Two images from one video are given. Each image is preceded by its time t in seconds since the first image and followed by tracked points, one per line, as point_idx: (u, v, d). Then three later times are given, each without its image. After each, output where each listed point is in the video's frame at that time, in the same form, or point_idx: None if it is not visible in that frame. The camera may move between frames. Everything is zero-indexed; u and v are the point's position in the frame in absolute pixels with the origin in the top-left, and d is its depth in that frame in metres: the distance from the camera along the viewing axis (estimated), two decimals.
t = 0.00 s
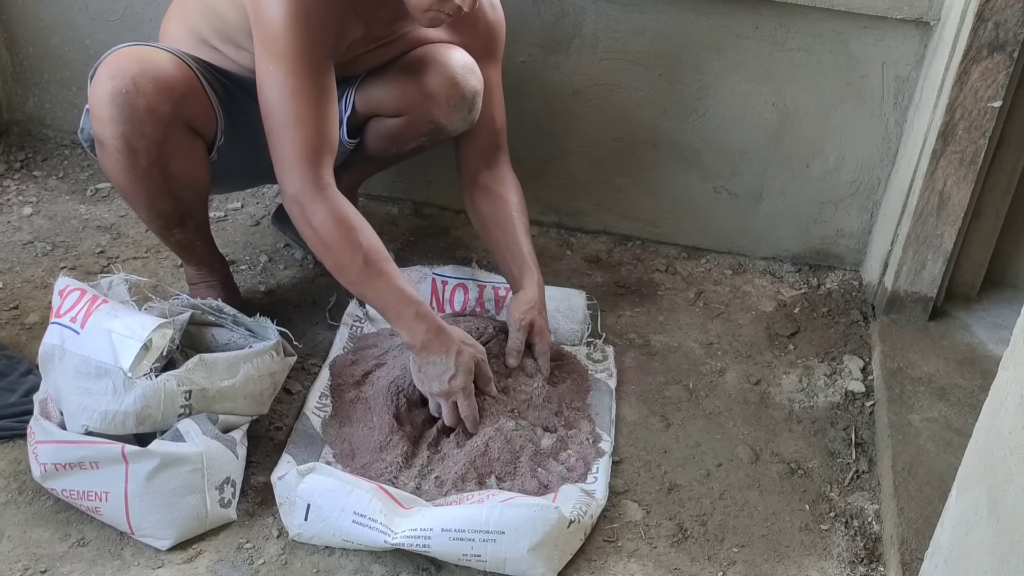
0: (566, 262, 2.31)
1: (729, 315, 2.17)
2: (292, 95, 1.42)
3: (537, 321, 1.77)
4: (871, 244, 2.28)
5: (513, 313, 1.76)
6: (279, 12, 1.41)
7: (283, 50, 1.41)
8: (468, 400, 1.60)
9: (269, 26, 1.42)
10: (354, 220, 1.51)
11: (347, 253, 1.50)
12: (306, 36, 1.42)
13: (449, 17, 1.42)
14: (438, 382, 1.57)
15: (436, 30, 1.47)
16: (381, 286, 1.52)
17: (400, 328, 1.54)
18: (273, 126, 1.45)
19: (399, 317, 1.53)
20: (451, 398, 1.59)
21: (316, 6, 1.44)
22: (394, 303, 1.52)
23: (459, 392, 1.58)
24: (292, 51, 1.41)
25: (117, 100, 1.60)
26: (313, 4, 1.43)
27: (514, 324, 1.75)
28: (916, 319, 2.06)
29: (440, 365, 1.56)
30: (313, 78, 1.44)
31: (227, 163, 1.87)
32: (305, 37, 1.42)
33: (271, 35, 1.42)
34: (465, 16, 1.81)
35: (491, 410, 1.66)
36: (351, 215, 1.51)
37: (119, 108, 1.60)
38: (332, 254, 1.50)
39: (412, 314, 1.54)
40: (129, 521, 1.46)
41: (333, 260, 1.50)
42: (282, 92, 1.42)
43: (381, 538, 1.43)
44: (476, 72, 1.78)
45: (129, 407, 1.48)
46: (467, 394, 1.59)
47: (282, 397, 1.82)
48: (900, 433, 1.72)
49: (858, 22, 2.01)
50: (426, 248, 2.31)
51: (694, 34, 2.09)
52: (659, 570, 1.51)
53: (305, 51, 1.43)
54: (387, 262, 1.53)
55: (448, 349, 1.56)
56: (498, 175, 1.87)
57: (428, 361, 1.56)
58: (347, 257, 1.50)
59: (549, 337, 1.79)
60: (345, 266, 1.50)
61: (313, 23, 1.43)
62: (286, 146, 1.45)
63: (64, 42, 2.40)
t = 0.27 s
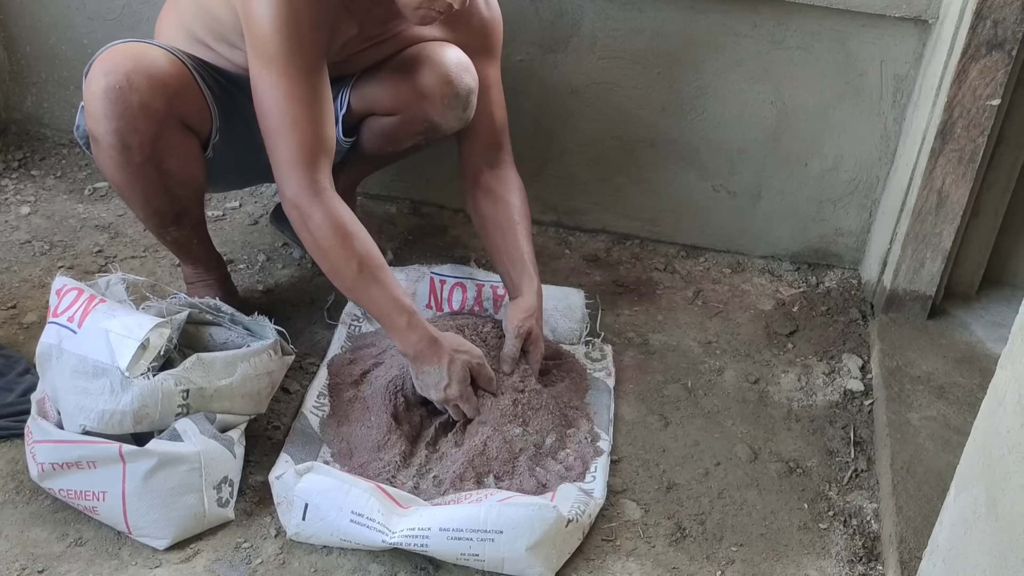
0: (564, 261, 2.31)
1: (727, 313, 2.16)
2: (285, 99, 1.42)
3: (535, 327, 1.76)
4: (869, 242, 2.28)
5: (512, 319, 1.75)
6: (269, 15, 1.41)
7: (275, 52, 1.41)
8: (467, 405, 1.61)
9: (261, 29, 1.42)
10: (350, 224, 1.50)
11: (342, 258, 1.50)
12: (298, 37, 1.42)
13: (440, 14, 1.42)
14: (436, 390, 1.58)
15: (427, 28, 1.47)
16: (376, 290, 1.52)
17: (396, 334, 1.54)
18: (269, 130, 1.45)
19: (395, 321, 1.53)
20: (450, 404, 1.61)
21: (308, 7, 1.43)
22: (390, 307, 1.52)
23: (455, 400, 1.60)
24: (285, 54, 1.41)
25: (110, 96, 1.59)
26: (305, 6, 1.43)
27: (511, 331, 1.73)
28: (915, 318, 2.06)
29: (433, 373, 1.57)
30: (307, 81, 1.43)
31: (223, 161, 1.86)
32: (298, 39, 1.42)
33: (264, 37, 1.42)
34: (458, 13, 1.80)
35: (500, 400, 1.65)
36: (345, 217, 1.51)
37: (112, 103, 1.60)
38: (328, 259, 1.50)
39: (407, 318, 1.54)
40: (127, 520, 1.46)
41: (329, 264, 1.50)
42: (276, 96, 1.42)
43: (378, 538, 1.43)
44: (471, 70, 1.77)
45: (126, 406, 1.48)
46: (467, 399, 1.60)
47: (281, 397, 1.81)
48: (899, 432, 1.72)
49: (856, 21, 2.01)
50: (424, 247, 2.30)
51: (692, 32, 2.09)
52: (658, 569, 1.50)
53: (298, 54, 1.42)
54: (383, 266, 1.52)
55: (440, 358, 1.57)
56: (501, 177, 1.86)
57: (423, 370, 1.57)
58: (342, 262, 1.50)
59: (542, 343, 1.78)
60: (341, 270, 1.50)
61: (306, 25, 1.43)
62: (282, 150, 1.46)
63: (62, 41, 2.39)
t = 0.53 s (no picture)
0: (563, 260, 2.31)
1: (726, 312, 2.16)
2: (274, 101, 1.42)
3: (532, 320, 1.73)
4: (868, 241, 2.28)
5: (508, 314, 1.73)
6: (263, 17, 1.41)
7: (266, 55, 1.41)
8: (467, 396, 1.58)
9: (253, 31, 1.42)
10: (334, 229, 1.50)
11: (325, 261, 1.48)
12: (290, 40, 1.42)
13: (438, 19, 1.42)
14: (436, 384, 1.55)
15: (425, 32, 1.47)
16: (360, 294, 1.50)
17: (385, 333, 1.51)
18: (256, 131, 1.45)
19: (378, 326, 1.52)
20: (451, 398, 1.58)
21: (303, 12, 1.43)
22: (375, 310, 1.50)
23: (457, 391, 1.57)
24: (276, 57, 1.41)
25: (112, 96, 1.59)
26: (299, 9, 1.43)
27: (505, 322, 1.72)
28: (914, 316, 2.06)
29: (432, 367, 1.54)
30: (296, 84, 1.43)
31: (222, 161, 1.86)
32: (289, 43, 1.42)
33: (255, 40, 1.42)
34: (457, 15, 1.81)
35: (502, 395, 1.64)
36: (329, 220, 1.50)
37: (114, 104, 1.60)
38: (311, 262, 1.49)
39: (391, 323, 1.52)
40: (126, 521, 1.46)
41: (312, 267, 1.49)
42: (265, 97, 1.42)
43: (378, 538, 1.43)
44: (468, 70, 1.77)
45: (125, 407, 1.48)
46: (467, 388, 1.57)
47: (279, 397, 1.81)
48: (898, 430, 1.72)
49: (855, 19, 2.01)
50: (423, 246, 2.30)
51: (690, 30, 2.08)
52: (657, 568, 1.50)
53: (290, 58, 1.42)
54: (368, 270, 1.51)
55: (436, 351, 1.53)
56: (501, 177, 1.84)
57: (419, 366, 1.54)
58: (326, 265, 1.48)
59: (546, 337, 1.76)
60: (324, 274, 1.49)
61: (299, 30, 1.43)
62: (267, 152, 1.45)
63: (60, 41, 2.39)
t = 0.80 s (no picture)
0: (563, 259, 2.31)
1: (726, 311, 2.16)
2: (262, 94, 1.42)
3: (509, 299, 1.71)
4: (868, 239, 2.28)
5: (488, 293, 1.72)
6: (260, 14, 1.41)
7: (259, 49, 1.42)
8: (462, 369, 1.54)
9: (248, 25, 1.42)
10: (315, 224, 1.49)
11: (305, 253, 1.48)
12: (284, 37, 1.42)
13: (439, 19, 1.42)
14: (431, 356, 1.51)
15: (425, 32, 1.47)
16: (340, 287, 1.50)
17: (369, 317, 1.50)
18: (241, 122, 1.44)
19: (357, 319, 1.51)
20: (445, 370, 1.52)
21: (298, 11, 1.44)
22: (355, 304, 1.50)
23: (455, 358, 1.51)
24: (268, 52, 1.42)
25: (110, 95, 1.59)
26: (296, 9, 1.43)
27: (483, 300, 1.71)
28: (914, 314, 2.06)
29: (427, 339, 1.51)
30: (285, 81, 1.43)
31: (221, 161, 1.86)
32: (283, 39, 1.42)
33: (250, 35, 1.42)
34: (459, 17, 1.80)
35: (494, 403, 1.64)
36: (310, 211, 1.49)
37: (113, 102, 1.60)
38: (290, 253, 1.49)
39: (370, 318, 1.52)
40: (126, 521, 1.46)
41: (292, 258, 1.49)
42: (253, 90, 1.42)
43: (378, 537, 1.43)
44: (470, 73, 1.78)
45: (125, 407, 1.48)
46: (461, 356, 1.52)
47: (279, 396, 1.81)
48: (898, 428, 1.72)
49: (854, 17, 2.01)
50: (423, 245, 2.30)
51: (689, 29, 2.08)
52: (658, 567, 1.50)
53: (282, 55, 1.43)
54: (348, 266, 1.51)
55: (427, 321, 1.51)
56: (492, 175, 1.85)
57: (413, 341, 1.51)
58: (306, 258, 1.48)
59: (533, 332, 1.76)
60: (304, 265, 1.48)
61: (294, 29, 1.43)
62: (251, 143, 1.45)
63: (59, 41, 2.39)
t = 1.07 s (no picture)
0: (563, 259, 2.31)
1: (727, 311, 2.16)
2: (245, 86, 1.44)
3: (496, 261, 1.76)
4: (868, 238, 2.28)
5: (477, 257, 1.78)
6: (254, 16, 1.43)
7: (248, 45, 1.43)
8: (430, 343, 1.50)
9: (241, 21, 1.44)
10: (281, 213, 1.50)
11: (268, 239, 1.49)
12: (275, 37, 1.44)
13: (440, 25, 1.42)
14: (399, 329, 1.48)
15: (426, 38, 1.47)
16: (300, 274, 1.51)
17: (336, 283, 1.48)
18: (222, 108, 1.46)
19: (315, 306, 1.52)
20: (415, 343, 1.49)
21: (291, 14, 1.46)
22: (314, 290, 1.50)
23: (424, 330, 1.49)
24: (256, 50, 1.43)
25: (111, 96, 1.59)
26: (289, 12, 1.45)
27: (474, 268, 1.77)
28: (915, 314, 2.06)
29: (396, 308, 1.48)
30: (270, 78, 1.46)
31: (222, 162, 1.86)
32: (274, 38, 1.44)
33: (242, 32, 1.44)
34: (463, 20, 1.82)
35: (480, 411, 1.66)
36: (280, 200, 1.51)
37: (113, 103, 1.60)
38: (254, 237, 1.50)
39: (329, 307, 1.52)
40: (127, 521, 1.46)
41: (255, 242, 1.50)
42: (237, 81, 1.44)
43: (379, 537, 1.43)
44: (474, 75, 1.79)
45: (126, 407, 1.48)
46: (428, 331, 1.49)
47: (280, 396, 1.81)
48: (898, 428, 1.72)
49: (854, 17, 2.01)
50: (423, 245, 2.30)
51: (690, 29, 2.08)
52: (659, 567, 1.50)
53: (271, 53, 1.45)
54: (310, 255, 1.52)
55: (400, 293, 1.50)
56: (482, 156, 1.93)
57: (382, 311, 1.48)
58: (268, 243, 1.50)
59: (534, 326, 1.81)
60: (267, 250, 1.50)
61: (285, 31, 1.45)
62: (227, 130, 1.46)
63: (60, 42, 2.39)
